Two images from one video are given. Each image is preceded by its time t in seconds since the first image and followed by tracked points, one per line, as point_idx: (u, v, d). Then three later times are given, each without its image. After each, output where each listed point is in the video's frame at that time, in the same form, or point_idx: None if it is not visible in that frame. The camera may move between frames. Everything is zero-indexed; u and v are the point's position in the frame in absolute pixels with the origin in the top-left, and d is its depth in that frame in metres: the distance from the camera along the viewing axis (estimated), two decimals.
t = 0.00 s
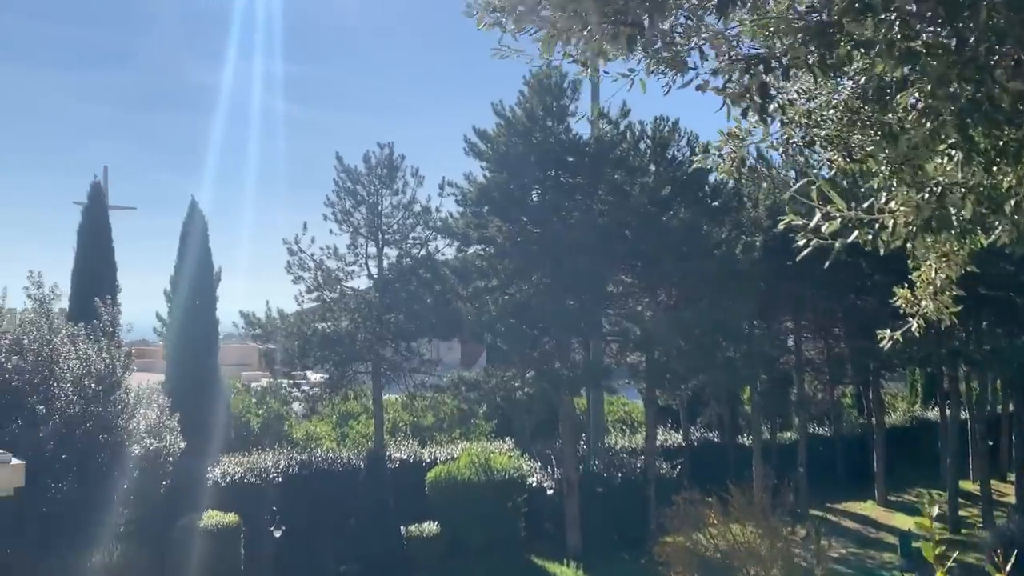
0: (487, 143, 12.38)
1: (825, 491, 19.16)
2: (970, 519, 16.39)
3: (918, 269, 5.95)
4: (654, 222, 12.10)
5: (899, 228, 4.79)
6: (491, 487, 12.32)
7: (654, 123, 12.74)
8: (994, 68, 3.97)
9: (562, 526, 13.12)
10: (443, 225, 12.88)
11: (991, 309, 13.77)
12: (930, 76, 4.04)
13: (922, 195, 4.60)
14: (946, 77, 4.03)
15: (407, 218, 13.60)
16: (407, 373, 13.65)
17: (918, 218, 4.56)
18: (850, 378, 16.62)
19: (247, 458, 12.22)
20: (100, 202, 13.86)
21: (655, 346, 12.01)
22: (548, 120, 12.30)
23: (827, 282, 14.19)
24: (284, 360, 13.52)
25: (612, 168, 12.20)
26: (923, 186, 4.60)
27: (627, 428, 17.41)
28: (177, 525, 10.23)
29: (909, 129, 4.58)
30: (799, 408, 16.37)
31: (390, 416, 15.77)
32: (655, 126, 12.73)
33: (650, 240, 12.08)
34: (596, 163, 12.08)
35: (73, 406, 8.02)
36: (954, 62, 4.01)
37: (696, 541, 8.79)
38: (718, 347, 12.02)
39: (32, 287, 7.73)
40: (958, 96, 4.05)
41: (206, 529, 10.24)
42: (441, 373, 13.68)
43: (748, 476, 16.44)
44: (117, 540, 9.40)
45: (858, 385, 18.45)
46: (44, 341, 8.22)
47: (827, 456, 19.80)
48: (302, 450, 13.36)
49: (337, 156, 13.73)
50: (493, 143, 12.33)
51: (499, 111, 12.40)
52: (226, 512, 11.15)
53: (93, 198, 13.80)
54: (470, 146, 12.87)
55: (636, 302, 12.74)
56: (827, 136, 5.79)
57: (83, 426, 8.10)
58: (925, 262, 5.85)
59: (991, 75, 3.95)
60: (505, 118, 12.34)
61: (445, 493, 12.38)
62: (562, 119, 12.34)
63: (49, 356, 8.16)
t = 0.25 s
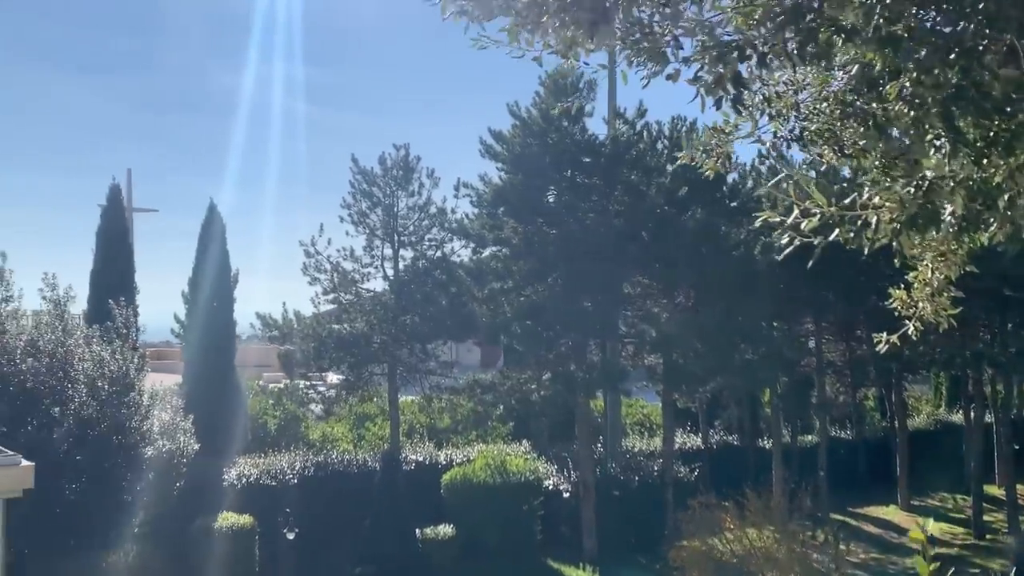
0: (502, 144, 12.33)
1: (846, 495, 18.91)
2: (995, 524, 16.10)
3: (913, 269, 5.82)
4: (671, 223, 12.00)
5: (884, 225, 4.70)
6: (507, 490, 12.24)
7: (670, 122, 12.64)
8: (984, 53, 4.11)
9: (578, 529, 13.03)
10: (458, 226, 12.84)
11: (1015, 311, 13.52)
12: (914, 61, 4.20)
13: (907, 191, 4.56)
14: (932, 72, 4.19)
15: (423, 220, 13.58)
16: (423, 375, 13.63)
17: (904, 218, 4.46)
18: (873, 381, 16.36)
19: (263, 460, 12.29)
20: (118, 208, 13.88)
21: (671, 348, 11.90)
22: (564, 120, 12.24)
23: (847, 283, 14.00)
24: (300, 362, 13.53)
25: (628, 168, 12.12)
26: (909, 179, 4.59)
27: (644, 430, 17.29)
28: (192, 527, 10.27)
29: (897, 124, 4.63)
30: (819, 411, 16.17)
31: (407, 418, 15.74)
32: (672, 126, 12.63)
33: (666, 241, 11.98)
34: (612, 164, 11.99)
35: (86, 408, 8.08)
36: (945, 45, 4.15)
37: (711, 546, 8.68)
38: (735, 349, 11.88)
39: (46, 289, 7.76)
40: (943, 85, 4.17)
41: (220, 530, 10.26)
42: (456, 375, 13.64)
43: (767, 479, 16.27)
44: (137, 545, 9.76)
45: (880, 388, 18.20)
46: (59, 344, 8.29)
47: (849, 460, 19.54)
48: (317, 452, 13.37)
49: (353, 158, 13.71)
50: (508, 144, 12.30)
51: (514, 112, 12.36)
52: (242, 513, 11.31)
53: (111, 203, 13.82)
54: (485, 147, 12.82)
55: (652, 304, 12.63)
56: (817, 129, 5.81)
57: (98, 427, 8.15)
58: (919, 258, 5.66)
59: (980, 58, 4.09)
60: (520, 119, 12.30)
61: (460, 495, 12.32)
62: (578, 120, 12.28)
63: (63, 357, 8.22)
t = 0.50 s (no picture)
0: (522, 144, 12.32)
1: (873, 500, 18.61)
2: None
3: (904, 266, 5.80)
4: (691, 223, 11.90)
5: (855, 214, 4.47)
6: (526, 492, 12.15)
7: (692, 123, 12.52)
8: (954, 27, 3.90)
9: (598, 533, 12.93)
10: (477, 228, 12.81)
11: None
12: (882, 32, 3.96)
13: (879, 177, 4.24)
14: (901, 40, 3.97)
15: (442, 221, 13.56)
16: (443, 376, 13.61)
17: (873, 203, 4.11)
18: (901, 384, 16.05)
19: (283, 460, 12.34)
20: (141, 211, 13.96)
21: (691, 350, 11.77)
22: (582, 121, 12.19)
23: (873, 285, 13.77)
24: (319, 363, 13.56)
25: (648, 169, 12.03)
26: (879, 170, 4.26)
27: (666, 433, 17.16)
28: (211, 529, 10.35)
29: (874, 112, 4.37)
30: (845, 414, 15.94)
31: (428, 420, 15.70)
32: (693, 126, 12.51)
33: (685, 242, 11.87)
34: (631, 164, 11.91)
35: (104, 409, 8.15)
36: (914, 15, 3.92)
37: (730, 550, 8.55)
38: (757, 351, 11.72)
39: (65, 291, 7.85)
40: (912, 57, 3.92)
41: (238, 531, 10.31)
42: (475, 377, 13.60)
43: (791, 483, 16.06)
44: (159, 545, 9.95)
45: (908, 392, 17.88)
46: (78, 345, 8.45)
47: (876, 464, 19.23)
48: (337, 453, 13.39)
49: (372, 159, 13.71)
50: (527, 145, 12.27)
51: (533, 112, 12.30)
52: (262, 513, 11.39)
53: (134, 206, 13.91)
54: (504, 149, 12.78)
55: (673, 306, 12.52)
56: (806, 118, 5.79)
57: (114, 428, 8.20)
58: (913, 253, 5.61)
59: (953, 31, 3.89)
60: (539, 119, 12.25)
61: (477, 497, 12.28)
62: (597, 120, 12.22)
63: (81, 356, 8.39)
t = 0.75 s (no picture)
0: (540, 145, 12.25)
1: (899, 506, 18.30)
2: None
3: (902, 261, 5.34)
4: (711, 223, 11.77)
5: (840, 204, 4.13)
6: (545, 496, 12.01)
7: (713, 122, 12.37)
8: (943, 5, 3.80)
9: (619, 537, 12.82)
10: (495, 229, 12.77)
11: None
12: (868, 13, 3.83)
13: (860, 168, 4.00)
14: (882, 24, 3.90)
15: (461, 223, 13.52)
16: (462, 379, 13.57)
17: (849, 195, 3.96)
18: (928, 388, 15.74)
19: (302, 462, 12.35)
20: (162, 214, 14.10)
21: (712, 352, 11.63)
22: (602, 121, 12.08)
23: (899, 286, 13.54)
24: (338, 366, 13.55)
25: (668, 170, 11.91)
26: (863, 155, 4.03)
27: (688, 436, 17.01)
28: (229, 531, 10.39)
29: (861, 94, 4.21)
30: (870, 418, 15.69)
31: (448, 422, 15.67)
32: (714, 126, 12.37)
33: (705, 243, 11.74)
34: (650, 164, 11.81)
35: (122, 411, 8.24)
36: None
37: (750, 556, 8.42)
38: (779, 354, 11.56)
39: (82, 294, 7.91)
40: (891, 37, 3.89)
41: (255, 532, 10.33)
42: (494, 379, 13.54)
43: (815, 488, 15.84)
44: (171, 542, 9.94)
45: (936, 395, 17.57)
46: (97, 347, 8.55)
47: (903, 468, 18.92)
48: (356, 455, 13.39)
49: (391, 161, 13.70)
50: (545, 146, 12.20)
51: (552, 113, 12.22)
52: (280, 515, 11.38)
53: (156, 209, 14.05)
54: (523, 149, 12.71)
55: (693, 308, 12.39)
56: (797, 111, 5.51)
57: (131, 429, 8.26)
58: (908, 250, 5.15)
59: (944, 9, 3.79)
60: (557, 120, 12.16)
61: (496, 500, 12.18)
62: (617, 121, 12.11)
63: (99, 358, 8.48)
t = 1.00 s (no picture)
0: (559, 144, 12.11)
1: (929, 511, 17.92)
2: None
3: (895, 251, 6.29)
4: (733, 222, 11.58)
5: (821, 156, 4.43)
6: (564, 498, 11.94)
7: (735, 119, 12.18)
8: None
9: (640, 540, 12.65)
10: (514, 229, 12.66)
11: None
12: None
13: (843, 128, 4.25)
14: None
15: (480, 223, 13.45)
16: (481, 380, 13.48)
17: (821, 162, 4.09)
18: (959, 392, 15.37)
19: (321, 463, 12.32)
20: (182, 216, 14.13)
21: (734, 353, 11.43)
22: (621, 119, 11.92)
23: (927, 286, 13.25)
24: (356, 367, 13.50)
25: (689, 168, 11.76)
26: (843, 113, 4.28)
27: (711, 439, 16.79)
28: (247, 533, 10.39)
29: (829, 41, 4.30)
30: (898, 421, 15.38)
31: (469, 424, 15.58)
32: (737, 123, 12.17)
33: (727, 242, 11.55)
34: (670, 162, 11.65)
35: (136, 412, 8.27)
36: None
37: (770, 561, 8.24)
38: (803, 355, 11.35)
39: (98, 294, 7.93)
40: None
41: (272, 533, 10.25)
42: (514, 380, 13.43)
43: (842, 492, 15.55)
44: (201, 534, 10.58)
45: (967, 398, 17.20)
46: (113, 348, 8.59)
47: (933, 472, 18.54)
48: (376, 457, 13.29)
49: (411, 161, 13.64)
50: (564, 144, 12.07)
51: (571, 111, 12.08)
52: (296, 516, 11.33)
53: (176, 212, 14.08)
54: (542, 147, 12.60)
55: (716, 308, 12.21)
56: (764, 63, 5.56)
57: (147, 430, 8.35)
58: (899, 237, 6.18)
59: None
60: (576, 118, 12.02)
61: (515, 502, 12.11)
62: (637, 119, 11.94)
63: (116, 359, 8.54)
